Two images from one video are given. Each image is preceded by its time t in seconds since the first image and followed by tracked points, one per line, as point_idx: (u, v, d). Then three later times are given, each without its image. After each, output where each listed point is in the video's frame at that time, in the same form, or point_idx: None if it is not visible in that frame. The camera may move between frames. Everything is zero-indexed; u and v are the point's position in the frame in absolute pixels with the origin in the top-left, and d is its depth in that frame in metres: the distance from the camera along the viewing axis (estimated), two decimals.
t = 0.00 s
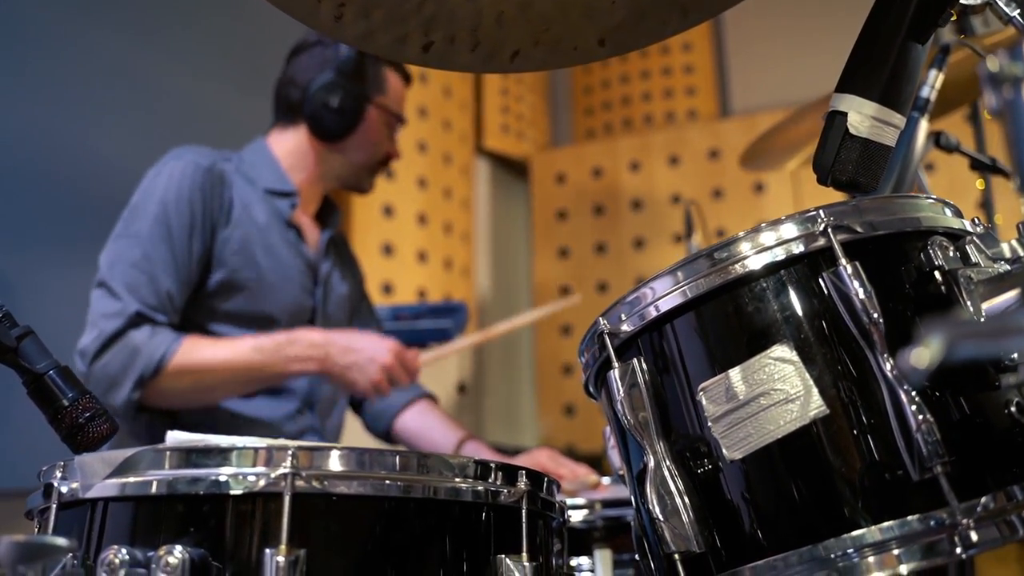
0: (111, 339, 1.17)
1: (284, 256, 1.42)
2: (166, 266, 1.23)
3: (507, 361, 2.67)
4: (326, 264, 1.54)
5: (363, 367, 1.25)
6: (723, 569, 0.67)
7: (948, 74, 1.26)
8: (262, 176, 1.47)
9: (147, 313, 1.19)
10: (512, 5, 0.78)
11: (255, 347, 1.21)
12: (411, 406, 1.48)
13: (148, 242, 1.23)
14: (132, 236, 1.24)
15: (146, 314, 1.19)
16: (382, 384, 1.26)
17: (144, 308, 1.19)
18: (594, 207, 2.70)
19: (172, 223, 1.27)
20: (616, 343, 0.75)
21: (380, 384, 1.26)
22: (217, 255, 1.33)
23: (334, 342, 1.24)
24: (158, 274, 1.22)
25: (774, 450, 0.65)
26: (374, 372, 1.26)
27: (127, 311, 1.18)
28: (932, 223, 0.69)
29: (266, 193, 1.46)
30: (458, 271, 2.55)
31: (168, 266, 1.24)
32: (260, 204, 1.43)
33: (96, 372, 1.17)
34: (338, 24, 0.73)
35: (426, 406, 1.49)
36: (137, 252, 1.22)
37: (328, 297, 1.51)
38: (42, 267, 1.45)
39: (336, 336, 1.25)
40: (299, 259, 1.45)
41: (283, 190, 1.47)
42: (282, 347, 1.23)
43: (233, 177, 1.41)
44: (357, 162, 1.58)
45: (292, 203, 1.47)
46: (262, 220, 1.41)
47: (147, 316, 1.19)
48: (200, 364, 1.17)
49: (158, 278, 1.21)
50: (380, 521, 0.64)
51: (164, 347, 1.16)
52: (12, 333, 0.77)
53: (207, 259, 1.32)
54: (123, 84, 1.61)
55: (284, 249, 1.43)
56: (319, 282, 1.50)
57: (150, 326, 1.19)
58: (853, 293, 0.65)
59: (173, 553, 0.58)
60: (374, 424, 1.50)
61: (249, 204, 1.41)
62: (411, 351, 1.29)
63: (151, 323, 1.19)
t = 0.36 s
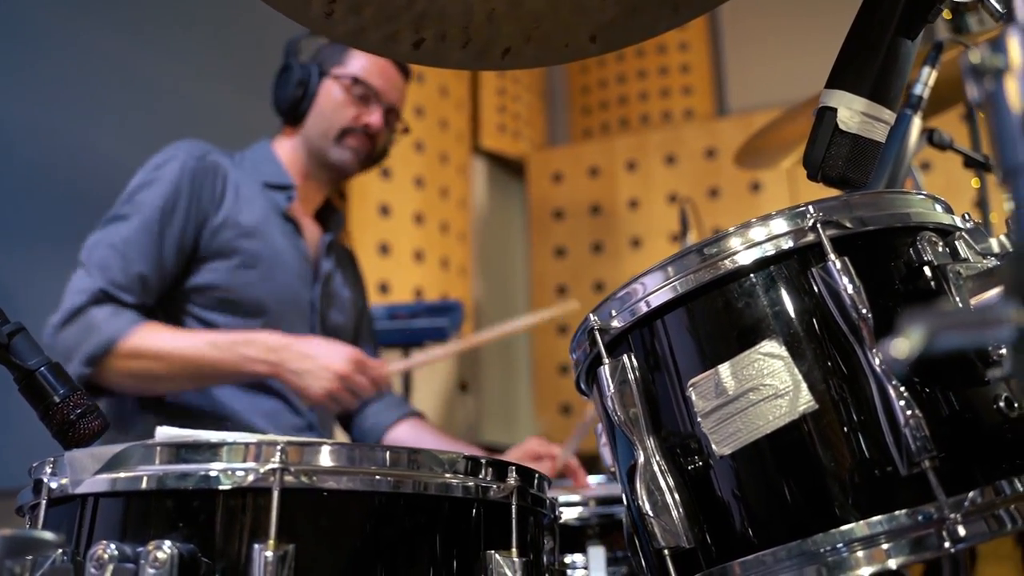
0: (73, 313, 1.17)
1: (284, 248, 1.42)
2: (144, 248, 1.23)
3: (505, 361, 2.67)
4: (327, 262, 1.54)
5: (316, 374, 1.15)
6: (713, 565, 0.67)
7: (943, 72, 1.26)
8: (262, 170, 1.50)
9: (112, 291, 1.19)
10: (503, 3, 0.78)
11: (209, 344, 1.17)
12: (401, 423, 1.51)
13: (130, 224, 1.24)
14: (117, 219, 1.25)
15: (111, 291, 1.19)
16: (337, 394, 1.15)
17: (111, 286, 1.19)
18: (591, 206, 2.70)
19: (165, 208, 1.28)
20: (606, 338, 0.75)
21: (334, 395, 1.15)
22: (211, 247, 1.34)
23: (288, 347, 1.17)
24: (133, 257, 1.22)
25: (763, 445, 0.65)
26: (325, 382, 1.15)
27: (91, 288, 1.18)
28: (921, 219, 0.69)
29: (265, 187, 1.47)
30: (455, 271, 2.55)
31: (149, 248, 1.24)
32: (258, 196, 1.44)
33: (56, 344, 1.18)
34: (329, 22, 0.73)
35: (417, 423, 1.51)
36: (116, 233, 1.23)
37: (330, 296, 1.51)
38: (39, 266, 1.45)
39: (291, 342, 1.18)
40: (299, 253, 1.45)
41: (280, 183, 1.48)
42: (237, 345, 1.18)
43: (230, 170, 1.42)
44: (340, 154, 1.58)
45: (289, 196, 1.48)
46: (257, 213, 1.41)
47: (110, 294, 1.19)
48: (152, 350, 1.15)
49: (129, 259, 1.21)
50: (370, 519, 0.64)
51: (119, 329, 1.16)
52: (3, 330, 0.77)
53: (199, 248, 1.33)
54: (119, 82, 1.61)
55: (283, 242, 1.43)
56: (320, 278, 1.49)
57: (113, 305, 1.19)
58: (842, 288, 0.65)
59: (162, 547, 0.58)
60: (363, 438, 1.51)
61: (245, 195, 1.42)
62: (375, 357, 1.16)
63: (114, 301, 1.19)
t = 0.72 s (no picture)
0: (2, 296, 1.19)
1: (257, 248, 1.44)
2: (82, 242, 1.27)
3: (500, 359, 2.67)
4: (316, 259, 1.54)
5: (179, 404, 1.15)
6: (692, 564, 0.68)
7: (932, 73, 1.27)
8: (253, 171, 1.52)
9: (44, 279, 1.22)
10: (486, 6, 0.79)
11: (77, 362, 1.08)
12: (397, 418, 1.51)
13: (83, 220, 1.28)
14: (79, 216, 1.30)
15: (41, 279, 1.21)
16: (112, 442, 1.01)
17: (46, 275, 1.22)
18: (586, 206, 2.70)
19: (127, 209, 1.31)
20: (587, 339, 0.75)
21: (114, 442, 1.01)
22: (177, 246, 1.38)
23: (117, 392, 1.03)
24: (73, 251, 1.26)
25: (740, 445, 0.66)
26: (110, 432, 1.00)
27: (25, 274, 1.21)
28: (900, 221, 0.70)
29: (252, 186, 1.50)
30: (450, 271, 2.55)
31: (90, 245, 1.27)
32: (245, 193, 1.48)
33: None
34: (311, 24, 0.74)
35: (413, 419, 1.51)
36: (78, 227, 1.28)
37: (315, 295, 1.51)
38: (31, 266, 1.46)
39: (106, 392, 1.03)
40: (280, 249, 1.47)
41: (269, 183, 1.51)
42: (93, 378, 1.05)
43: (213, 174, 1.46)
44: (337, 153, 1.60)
45: (277, 196, 1.50)
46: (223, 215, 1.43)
47: (42, 281, 1.21)
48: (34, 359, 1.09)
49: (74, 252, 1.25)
50: (351, 520, 0.65)
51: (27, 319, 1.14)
52: None
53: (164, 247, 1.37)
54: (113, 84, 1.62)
55: (257, 241, 1.45)
56: (304, 276, 1.49)
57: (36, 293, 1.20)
58: (819, 290, 0.65)
59: (142, 547, 0.59)
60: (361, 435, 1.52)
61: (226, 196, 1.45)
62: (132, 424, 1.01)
63: (46, 290, 1.21)
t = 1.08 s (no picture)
0: (72, 330, 1.20)
1: (261, 249, 1.45)
2: (131, 259, 1.25)
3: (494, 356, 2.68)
4: (305, 258, 1.55)
5: (320, 367, 1.22)
6: (661, 559, 0.69)
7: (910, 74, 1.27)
8: (239, 171, 1.51)
9: (108, 304, 1.23)
10: (459, 7, 0.79)
11: (210, 345, 1.21)
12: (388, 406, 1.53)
13: (117, 233, 1.26)
14: (104, 227, 1.27)
15: (107, 305, 1.23)
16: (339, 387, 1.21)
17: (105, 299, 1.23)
18: (580, 206, 2.71)
19: (146, 216, 1.29)
20: (559, 337, 0.76)
21: (339, 387, 1.21)
22: (193, 250, 1.37)
23: (294, 342, 1.23)
24: (123, 269, 1.25)
25: (707, 441, 0.67)
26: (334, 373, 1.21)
27: (87, 304, 1.22)
28: (870, 219, 0.71)
29: (243, 187, 1.49)
30: (445, 271, 2.56)
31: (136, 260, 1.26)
32: (235, 197, 1.46)
33: (56, 362, 1.20)
34: (286, 25, 0.74)
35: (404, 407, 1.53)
36: (105, 245, 1.25)
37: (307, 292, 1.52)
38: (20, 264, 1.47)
39: (293, 336, 1.23)
40: (278, 253, 1.48)
41: (260, 184, 1.51)
42: (242, 344, 1.22)
43: (208, 174, 1.44)
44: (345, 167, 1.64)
45: (269, 197, 1.51)
46: (236, 217, 1.44)
47: (108, 307, 1.23)
48: (156, 356, 1.18)
49: (124, 272, 1.24)
50: (324, 518, 0.66)
51: (122, 340, 1.19)
52: None
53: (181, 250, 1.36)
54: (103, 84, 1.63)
55: (263, 245, 1.46)
56: (298, 277, 1.51)
57: (108, 317, 1.23)
58: (785, 288, 0.66)
59: (112, 541, 0.60)
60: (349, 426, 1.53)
61: (224, 200, 1.44)
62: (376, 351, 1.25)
63: (112, 314, 1.23)
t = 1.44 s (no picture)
0: (109, 340, 1.19)
1: (257, 252, 1.45)
2: (152, 265, 1.26)
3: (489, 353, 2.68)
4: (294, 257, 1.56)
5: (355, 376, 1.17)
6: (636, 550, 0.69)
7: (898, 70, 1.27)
8: (230, 171, 1.52)
9: (143, 313, 1.22)
10: None
11: (247, 354, 1.21)
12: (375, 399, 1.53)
13: (134, 241, 1.27)
14: (116, 237, 1.27)
15: (142, 315, 1.22)
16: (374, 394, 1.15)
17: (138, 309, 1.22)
18: (576, 205, 2.70)
19: (153, 223, 1.30)
20: (536, 328, 0.77)
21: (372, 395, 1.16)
22: (198, 254, 1.38)
23: (326, 352, 1.20)
24: (145, 274, 1.25)
25: (682, 430, 0.67)
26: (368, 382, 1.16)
27: (122, 314, 1.20)
28: (847, 210, 0.71)
29: (233, 188, 1.50)
30: (440, 269, 2.56)
31: (154, 266, 1.27)
32: (228, 199, 1.47)
33: (93, 374, 1.19)
34: (263, 16, 0.74)
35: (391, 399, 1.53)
36: (121, 254, 1.26)
37: (297, 291, 1.53)
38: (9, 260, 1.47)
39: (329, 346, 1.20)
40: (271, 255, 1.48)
41: (249, 184, 1.51)
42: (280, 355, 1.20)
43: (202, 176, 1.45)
44: (334, 161, 1.64)
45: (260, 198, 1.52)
46: (232, 219, 1.44)
47: (141, 317, 1.22)
48: (194, 367, 1.18)
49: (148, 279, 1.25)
50: (299, 511, 0.66)
51: (161, 349, 1.19)
52: None
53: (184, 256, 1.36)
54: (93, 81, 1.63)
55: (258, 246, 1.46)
56: (287, 277, 1.52)
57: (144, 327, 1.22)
58: (759, 277, 0.66)
59: (82, 529, 0.60)
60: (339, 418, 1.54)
61: (220, 203, 1.45)
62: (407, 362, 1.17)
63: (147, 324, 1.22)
